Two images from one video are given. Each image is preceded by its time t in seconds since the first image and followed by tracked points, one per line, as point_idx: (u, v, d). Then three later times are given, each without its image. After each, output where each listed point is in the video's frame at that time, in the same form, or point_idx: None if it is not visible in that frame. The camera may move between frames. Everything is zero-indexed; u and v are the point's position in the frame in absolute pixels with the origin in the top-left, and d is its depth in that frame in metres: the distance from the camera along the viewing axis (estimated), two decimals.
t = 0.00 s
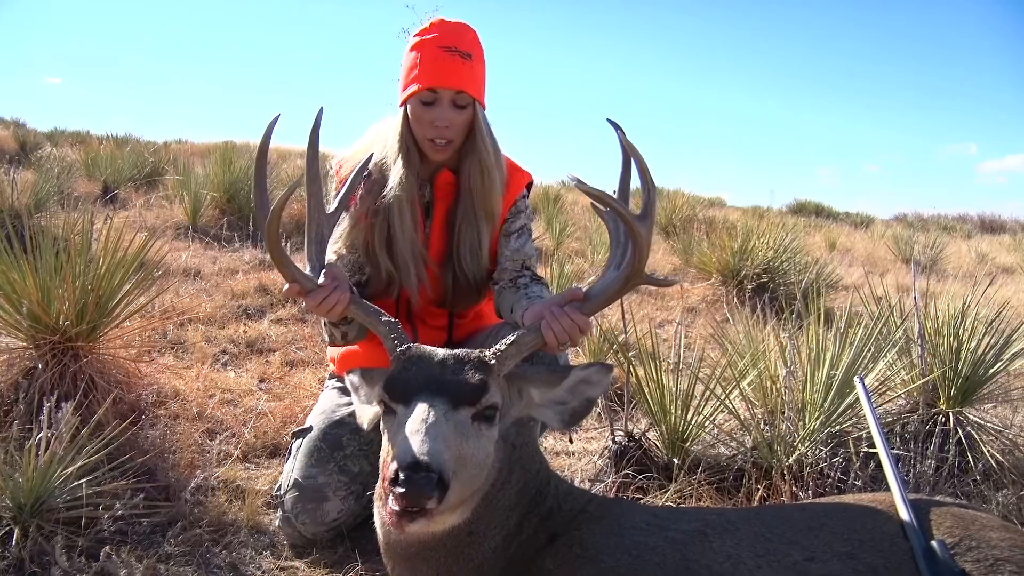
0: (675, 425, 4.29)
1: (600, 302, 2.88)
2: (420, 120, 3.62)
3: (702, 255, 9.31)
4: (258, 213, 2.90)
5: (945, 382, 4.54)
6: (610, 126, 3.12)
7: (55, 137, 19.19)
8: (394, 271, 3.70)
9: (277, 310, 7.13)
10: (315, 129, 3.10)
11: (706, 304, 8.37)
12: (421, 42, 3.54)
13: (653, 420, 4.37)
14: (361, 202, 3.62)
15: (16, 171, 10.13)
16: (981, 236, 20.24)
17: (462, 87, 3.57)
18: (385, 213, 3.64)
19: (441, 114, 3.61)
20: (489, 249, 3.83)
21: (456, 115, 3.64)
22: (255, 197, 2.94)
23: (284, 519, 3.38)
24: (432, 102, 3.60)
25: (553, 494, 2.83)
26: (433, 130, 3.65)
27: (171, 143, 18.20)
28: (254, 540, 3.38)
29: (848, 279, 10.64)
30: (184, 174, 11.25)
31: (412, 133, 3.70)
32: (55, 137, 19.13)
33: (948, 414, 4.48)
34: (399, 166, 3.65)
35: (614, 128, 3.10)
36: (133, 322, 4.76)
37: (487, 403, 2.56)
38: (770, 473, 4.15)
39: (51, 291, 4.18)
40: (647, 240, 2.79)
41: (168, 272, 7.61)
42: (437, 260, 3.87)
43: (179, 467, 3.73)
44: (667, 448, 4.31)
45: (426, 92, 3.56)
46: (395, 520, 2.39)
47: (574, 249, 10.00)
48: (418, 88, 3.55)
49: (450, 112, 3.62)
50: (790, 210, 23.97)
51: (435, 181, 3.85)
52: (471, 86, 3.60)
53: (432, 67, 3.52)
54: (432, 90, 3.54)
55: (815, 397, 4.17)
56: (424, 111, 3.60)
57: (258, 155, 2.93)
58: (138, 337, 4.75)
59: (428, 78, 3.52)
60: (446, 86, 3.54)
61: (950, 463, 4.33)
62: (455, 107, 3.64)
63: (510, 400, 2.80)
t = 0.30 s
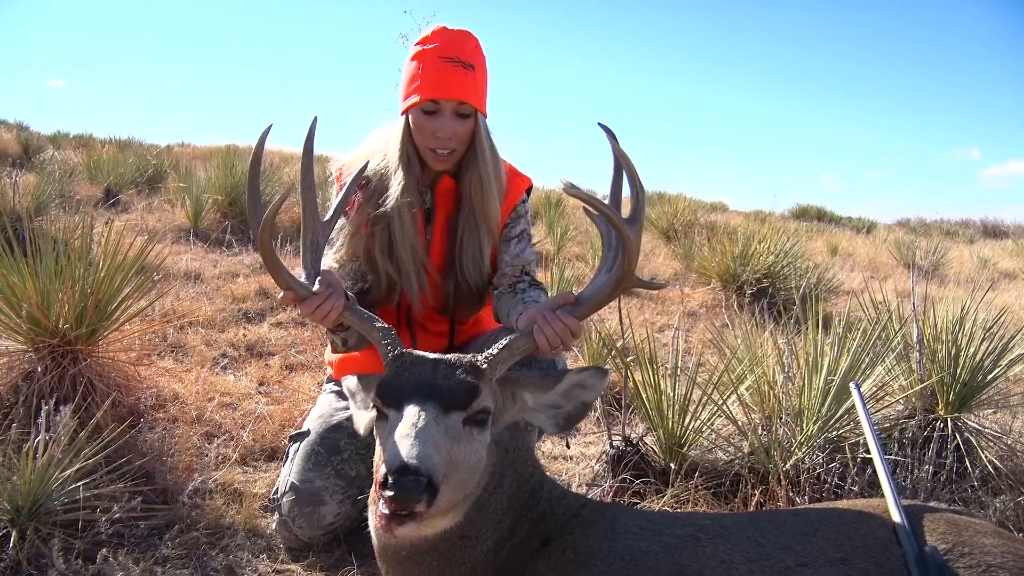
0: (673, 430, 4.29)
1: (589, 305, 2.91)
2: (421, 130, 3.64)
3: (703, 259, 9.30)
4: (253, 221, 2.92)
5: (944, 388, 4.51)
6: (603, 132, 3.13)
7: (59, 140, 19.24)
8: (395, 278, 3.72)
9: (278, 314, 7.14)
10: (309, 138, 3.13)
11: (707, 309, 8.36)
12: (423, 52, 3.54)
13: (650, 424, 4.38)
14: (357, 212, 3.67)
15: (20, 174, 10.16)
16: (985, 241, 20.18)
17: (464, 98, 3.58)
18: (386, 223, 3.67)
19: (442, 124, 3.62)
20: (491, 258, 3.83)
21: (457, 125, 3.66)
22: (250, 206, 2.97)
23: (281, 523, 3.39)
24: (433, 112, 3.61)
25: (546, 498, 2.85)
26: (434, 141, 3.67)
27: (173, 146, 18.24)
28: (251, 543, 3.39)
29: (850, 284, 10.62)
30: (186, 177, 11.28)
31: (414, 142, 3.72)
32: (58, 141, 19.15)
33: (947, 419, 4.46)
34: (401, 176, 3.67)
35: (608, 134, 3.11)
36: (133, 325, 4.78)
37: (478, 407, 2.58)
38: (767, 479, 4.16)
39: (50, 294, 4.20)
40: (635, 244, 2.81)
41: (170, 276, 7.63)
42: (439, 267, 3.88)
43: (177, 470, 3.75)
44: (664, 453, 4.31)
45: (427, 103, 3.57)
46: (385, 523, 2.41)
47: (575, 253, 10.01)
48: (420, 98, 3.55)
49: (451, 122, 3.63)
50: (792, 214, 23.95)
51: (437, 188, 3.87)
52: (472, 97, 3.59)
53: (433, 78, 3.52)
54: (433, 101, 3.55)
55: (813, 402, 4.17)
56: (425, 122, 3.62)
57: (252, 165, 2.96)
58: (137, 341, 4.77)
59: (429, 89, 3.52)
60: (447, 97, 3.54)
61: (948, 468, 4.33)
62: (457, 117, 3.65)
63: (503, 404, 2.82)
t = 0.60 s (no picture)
0: (669, 432, 4.29)
1: (586, 309, 2.91)
2: (416, 133, 3.65)
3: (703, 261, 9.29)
4: (253, 222, 2.93)
5: (941, 391, 4.50)
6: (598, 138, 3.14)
7: (61, 139, 19.27)
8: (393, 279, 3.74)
9: (277, 314, 7.14)
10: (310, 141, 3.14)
11: (706, 311, 8.35)
12: (417, 55, 3.54)
13: (646, 426, 4.38)
14: (355, 212, 3.67)
15: (21, 172, 10.17)
16: (986, 244, 20.15)
17: (458, 101, 3.58)
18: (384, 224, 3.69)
19: (437, 126, 3.63)
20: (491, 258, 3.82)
21: (452, 127, 3.67)
22: (250, 206, 2.96)
23: (276, 522, 3.40)
24: (428, 115, 3.61)
25: (540, 498, 2.86)
26: (429, 142, 3.68)
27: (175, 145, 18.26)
28: (246, 543, 3.40)
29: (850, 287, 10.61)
30: (187, 176, 11.29)
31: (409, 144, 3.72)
32: (60, 139, 19.18)
33: (943, 423, 4.46)
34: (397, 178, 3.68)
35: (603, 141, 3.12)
36: (131, 325, 4.78)
37: (476, 405, 2.60)
38: (763, 482, 4.16)
39: (47, 293, 4.20)
40: (633, 247, 2.82)
41: (169, 275, 7.63)
42: (438, 267, 3.88)
43: (173, 470, 3.75)
44: (661, 455, 4.31)
45: (422, 105, 3.57)
46: (382, 516, 2.40)
47: (574, 255, 10.01)
48: (414, 102, 3.57)
49: (445, 124, 3.64)
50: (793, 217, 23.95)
51: (434, 188, 3.88)
52: (467, 100, 3.60)
53: (427, 81, 3.53)
54: (428, 104, 3.56)
55: (809, 405, 4.16)
56: (420, 124, 3.62)
57: (253, 167, 2.96)
58: (134, 340, 4.77)
59: (424, 92, 3.53)
60: (442, 99, 3.54)
61: (944, 472, 4.32)
62: (452, 119, 3.65)
63: (500, 404, 2.81)
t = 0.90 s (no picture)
0: (669, 432, 4.27)
1: (574, 308, 2.93)
2: (417, 138, 3.62)
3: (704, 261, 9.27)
4: (246, 236, 2.99)
5: (942, 390, 4.49)
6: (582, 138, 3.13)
7: (61, 142, 19.26)
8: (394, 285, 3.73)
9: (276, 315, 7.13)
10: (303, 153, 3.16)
11: (707, 311, 8.32)
12: (413, 60, 3.53)
13: (646, 427, 4.37)
14: (353, 219, 3.68)
15: (20, 175, 10.15)
16: (988, 243, 20.11)
17: (458, 103, 3.58)
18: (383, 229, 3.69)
19: (438, 131, 3.61)
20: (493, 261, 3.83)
21: (453, 131, 3.65)
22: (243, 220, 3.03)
23: (275, 525, 3.39)
24: (429, 119, 3.60)
25: (536, 499, 2.86)
26: (430, 147, 3.66)
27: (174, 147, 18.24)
28: (246, 545, 3.39)
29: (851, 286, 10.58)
30: (187, 179, 11.27)
31: (408, 149, 3.70)
32: (62, 142, 19.20)
33: (945, 422, 4.44)
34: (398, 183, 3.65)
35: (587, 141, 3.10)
36: (131, 327, 4.78)
37: (466, 406, 2.63)
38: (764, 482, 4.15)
39: (46, 297, 4.19)
40: (616, 243, 2.83)
41: (168, 278, 7.62)
42: (439, 270, 3.88)
43: (172, 472, 3.75)
44: (662, 456, 4.30)
45: (423, 110, 3.56)
46: (370, 515, 2.44)
47: (575, 255, 10.00)
48: (415, 107, 3.55)
49: (447, 128, 3.63)
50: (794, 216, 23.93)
51: (430, 191, 3.87)
52: (467, 100, 3.59)
53: (425, 86, 3.52)
54: (428, 108, 3.54)
55: (810, 405, 4.15)
56: (421, 129, 3.60)
57: (245, 180, 3.03)
58: (134, 343, 4.76)
59: (423, 98, 3.53)
60: (442, 103, 3.54)
61: (946, 471, 4.30)
62: (452, 123, 3.64)
63: (493, 406, 2.83)
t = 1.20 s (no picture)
0: (667, 434, 4.27)
1: (568, 309, 2.93)
2: (415, 139, 3.62)
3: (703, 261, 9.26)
4: (242, 240, 3.01)
5: (940, 391, 4.49)
6: (578, 139, 3.14)
7: (61, 142, 19.26)
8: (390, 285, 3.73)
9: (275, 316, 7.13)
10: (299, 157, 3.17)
11: (706, 312, 8.32)
12: (413, 62, 3.51)
13: (644, 428, 4.37)
14: (352, 219, 3.67)
15: (19, 176, 10.14)
16: (987, 243, 20.11)
17: (457, 106, 3.57)
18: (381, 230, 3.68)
19: (437, 133, 3.61)
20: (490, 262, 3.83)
21: (452, 133, 3.64)
22: (239, 225, 3.05)
23: (272, 527, 3.39)
24: (427, 121, 3.59)
25: (530, 501, 2.86)
26: (428, 149, 3.65)
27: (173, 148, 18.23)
28: (242, 547, 3.39)
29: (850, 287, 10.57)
30: (186, 179, 11.26)
31: (406, 150, 3.69)
32: (62, 142, 19.20)
33: (943, 423, 4.43)
34: (395, 185, 3.65)
35: (584, 142, 3.10)
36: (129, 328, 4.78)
37: (458, 409, 2.63)
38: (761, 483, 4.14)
39: (43, 297, 4.19)
40: (608, 244, 2.83)
41: (167, 279, 7.61)
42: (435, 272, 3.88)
43: (169, 474, 3.74)
44: (660, 458, 4.30)
45: (422, 112, 3.55)
46: (359, 519, 2.43)
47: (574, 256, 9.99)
48: (414, 109, 3.54)
49: (446, 130, 3.62)
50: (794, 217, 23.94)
51: (428, 193, 3.86)
52: (466, 103, 3.59)
53: (425, 88, 3.51)
54: (427, 111, 3.54)
55: (807, 407, 4.15)
56: (419, 131, 3.60)
57: (240, 184, 3.04)
58: (131, 344, 4.76)
59: (423, 100, 3.51)
60: (441, 106, 3.53)
61: (944, 472, 4.30)
62: (451, 125, 3.63)
63: (488, 408, 2.83)
